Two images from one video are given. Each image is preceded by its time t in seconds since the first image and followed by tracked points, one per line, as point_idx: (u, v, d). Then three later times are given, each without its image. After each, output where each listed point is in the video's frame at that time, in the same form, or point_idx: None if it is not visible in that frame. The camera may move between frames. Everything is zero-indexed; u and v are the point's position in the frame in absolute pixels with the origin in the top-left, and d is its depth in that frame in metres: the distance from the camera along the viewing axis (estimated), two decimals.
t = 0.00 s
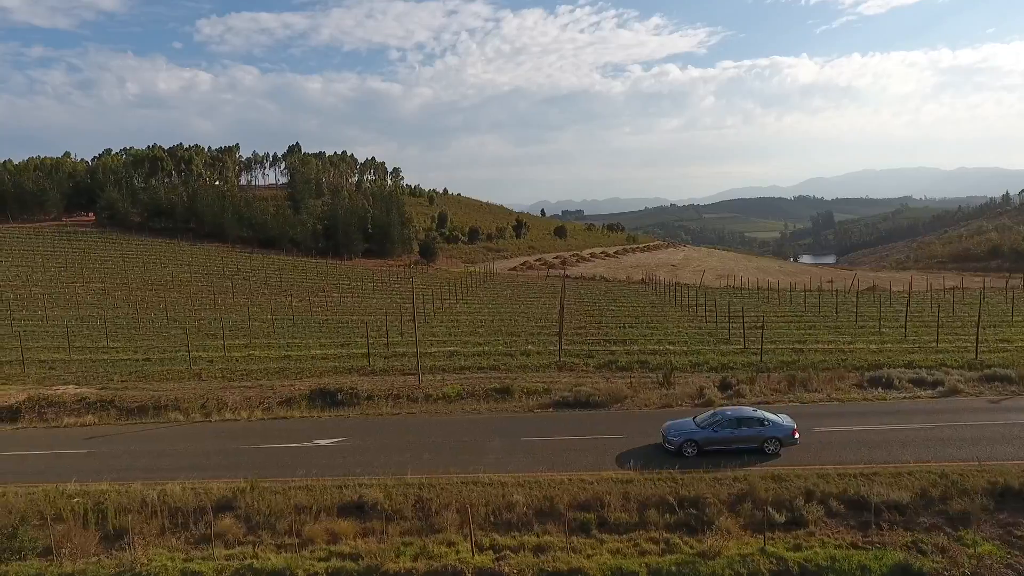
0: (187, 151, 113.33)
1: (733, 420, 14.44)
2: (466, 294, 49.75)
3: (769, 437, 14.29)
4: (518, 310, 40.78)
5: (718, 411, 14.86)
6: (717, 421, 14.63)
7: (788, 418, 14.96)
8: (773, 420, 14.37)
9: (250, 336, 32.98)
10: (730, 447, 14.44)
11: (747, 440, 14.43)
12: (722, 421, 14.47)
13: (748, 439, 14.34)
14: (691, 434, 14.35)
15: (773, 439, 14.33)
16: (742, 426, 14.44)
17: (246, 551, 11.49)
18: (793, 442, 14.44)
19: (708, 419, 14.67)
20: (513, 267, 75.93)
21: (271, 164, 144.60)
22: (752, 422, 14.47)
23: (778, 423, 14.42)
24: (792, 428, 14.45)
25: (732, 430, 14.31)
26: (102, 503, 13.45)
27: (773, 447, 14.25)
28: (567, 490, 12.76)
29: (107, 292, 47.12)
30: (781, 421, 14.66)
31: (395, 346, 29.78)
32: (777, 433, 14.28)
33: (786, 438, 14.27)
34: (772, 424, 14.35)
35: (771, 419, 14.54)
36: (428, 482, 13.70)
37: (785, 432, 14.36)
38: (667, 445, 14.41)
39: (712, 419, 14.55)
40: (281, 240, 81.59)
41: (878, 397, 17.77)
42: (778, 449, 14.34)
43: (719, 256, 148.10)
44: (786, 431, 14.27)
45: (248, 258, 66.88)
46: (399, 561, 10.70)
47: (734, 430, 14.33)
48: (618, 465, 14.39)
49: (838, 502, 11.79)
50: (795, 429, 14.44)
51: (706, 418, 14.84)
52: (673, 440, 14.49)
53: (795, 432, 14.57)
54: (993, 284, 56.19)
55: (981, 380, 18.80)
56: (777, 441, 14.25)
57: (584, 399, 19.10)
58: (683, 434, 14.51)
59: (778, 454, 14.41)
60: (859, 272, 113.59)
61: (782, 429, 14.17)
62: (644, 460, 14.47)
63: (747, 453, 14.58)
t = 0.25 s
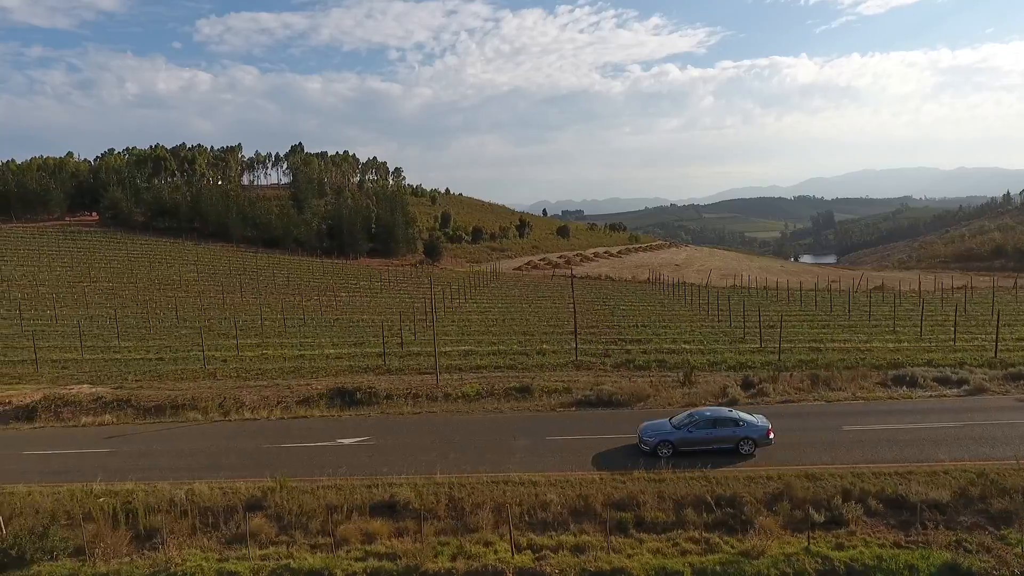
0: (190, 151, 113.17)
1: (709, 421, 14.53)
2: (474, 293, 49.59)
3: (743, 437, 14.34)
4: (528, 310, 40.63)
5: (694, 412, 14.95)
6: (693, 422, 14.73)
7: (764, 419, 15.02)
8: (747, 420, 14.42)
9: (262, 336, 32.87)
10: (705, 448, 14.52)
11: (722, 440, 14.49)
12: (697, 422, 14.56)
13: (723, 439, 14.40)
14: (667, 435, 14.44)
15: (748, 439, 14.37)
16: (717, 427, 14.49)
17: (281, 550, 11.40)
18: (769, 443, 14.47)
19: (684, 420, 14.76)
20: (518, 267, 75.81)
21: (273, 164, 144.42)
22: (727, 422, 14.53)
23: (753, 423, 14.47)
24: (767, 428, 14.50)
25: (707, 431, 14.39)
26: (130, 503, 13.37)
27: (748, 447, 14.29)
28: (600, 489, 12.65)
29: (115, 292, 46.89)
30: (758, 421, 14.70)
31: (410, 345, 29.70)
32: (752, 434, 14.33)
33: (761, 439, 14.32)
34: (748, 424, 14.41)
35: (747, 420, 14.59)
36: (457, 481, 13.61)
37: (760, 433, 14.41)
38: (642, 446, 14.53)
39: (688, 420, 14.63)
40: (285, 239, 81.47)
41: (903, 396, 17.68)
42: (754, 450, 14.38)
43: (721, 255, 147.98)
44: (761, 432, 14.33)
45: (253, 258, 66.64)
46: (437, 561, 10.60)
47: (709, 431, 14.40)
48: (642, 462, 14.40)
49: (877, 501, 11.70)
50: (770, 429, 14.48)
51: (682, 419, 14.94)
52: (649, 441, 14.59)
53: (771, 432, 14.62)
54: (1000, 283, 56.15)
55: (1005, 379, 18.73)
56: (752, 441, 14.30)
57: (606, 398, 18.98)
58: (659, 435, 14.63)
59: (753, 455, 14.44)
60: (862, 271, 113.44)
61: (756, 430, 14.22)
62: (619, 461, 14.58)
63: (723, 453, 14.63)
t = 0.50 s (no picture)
0: (193, 150, 113.09)
1: (683, 423, 14.53)
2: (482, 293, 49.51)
3: (718, 439, 14.32)
4: (538, 309, 40.55)
5: (670, 414, 14.96)
6: (668, 423, 14.74)
7: (740, 421, 15.00)
8: (723, 422, 14.40)
9: (274, 335, 32.74)
10: (680, 450, 14.54)
11: (697, 442, 14.47)
12: (673, 424, 14.57)
13: (697, 441, 14.39)
14: (641, 437, 14.49)
15: (723, 441, 14.35)
16: (691, 429, 14.50)
17: (317, 551, 11.32)
18: (744, 445, 14.44)
19: (660, 422, 14.78)
20: (523, 267, 75.77)
21: (275, 164, 144.32)
22: (703, 424, 14.51)
23: (728, 426, 14.44)
24: (741, 430, 14.47)
25: (681, 433, 14.40)
26: (160, 504, 13.29)
27: (722, 449, 14.28)
28: (632, 489, 12.58)
29: (122, 291, 46.72)
30: (733, 423, 14.67)
31: (425, 345, 29.60)
32: (727, 436, 14.31)
33: (735, 441, 14.29)
34: (722, 427, 14.38)
35: (722, 421, 14.57)
36: (486, 482, 13.52)
37: (735, 435, 14.38)
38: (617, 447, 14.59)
39: (664, 422, 14.65)
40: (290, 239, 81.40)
41: (929, 396, 17.59)
42: (728, 452, 14.37)
43: (724, 255, 147.91)
44: (735, 434, 14.30)
45: (259, 258, 66.45)
46: (476, 563, 10.52)
47: (683, 433, 14.41)
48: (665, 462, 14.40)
49: (917, 501, 11.62)
50: (745, 431, 14.45)
51: (658, 421, 14.95)
52: (625, 442, 14.65)
53: (746, 435, 14.58)
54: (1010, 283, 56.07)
55: None
56: (726, 443, 14.28)
57: (629, 398, 18.87)
58: (634, 436, 14.67)
59: (728, 457, 14.42)
60: (867, 271, 113.33)
61: (730, 432, 14.19)
62: (595, 463, 14.64)
63: (698, 455, 14.62)
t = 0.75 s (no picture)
0: (196, 150, 113.02)
1: (657, 425, 14.44)
2: (491, 293, 49.43)
3: (692, 442, 14.24)
4: (549, 309, 40.53)
5: (644, 416, 14.87)
6: (643, 426, 14.65)
7: (716, 424, 14.91)
8: (697, 425, 14.32)
9: (287, 335, 32.67)
10: (654, 453, 14.46)
11: (671, 445, 14.39)
12: (647, 426, 14.48)
13: (671, 444, 14.31)
14: (615, 439, 14.40)
15: (697, 444, 14.27)
16: (665, 432, 14.40)
17: (353, 553, 11.23)
18: (718, 448, 14.37)
19: (635, 424, 14.69)
20: (528, 267, 75.73)
21: (278, 164, 144.22)
22: (677, 427, 14.43)
23: (702, 428, 14.36)
24: (716, 433, 14.38)
25: (656, 435, 14.31)
26: (189, 506, 13.19)
27: (696, 452, 14.21)
28: (666, 491, 12.49)
29: (131, 291, 46.64)
30: (708, 426, 14.59)
31: (439, 345, 29.55)
32: (700, 439, 14.24)
33: (708, 444, 14.22)
34: (696, 429, 14.30)
35: (697, 424, 14.48)
36: (516, 483, 13.42)
37: (709, 438, 14.30)
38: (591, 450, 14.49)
39: (639, 424, 14.57)
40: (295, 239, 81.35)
41: (955, 396, 17.53)
42: (701, 454, 14.29)
43: (727, 255, 147.96)
44: (709, 437, 14.23)
45: (265, 257, 66.35)
46: (517, 566, 10.43)
47: (657, 435, 14.33)
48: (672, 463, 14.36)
49: (958, 503, 11.54)
50: (719, 434, 14.37)
51: (634, 423, 14.86)
52: (599, 445, 14.55)
53: (721, 437, 14.50)
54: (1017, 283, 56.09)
55: None
56: (700, 446, 14.20)
57: (651, 398, 18.77)
58: (608, 439, 14.57)
59: (702, 459, 14.34)
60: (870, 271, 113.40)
61: (704, 435, 14.12)
62: (569, 465, 14.57)
63: (672, 458, 14.55)
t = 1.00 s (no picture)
0: (200, 150, 112.97)
1: (630, 429, 14.34)
2: (500, 293, 49.34)
3: (665, 445, 14.16)
4: (558, 310, 40.42)
5: (618, 420, 14.76)
6: (616, 429, 14.54)
7: (689, 427, 14.82)
8: (670, 428, 14.24)
9: (298, 335, 32.60)
10: (626, 456, 14.36)
11: (644, 448, 14.30)
12: (620, 430, 14.37)
13: (645, 447, 14.22)
14: (588, 442, 14.28)
15: (670, 447, 14.19)
16: (638, 435, 14.30)
17: (388, 557, 11.14)
18: (691, 450, 14.28)
19: (608, 428, 14.57)
20: (533, 267, 75.70)
21: (280, 164, 144.15)
22: (650, 430, 14.33)
23: (674, 431, 14.27)
24: (688, 436, 14.30)
25: (628, 438, 14.21)
26: (217, 508, 13.09)
27: (669, 455, 14.12)
28: (699, 493, 12.39)
29: (138, 292, 46.54)
30: (681, 429, 14.51)
31: (452, 345, 29.47)
32: (673, 442, 14.16)
33: (681, 447, 14.14)
34: (669, 432, 14.22)
35: (670, 427, 14.40)
36: (546, 485, 13.32)
37: (682, 441, 14.21)
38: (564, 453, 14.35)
39: (612, 427, 14.45)
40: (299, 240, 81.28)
41: (981, 397, 17.45)
42: (674, 457, 14.20)
43: (730, 255, 147.94)
44: (682, 440, 14.14)
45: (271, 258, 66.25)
46: (556, 569, 10.34)
47: (630, 438, 14.23)
48: (743, 461, 14.20)
49: (998, 504, 11.44)
50: (692, 437, 14.28)
51: (607, 426, 14.75)
52: (572, 448, 14.42)
53: (693, 440, 14.42)
54: None
55: None
56: (673, 449, 14.12)
57: (674, 398, 18.68)
58: (582, 442, 14.45)
59: (674, 463, 14.26)
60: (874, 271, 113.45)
61: (676, 438, 14.03)
62: (543, 470, 14.45)
63: (645, 461, 14.46)
